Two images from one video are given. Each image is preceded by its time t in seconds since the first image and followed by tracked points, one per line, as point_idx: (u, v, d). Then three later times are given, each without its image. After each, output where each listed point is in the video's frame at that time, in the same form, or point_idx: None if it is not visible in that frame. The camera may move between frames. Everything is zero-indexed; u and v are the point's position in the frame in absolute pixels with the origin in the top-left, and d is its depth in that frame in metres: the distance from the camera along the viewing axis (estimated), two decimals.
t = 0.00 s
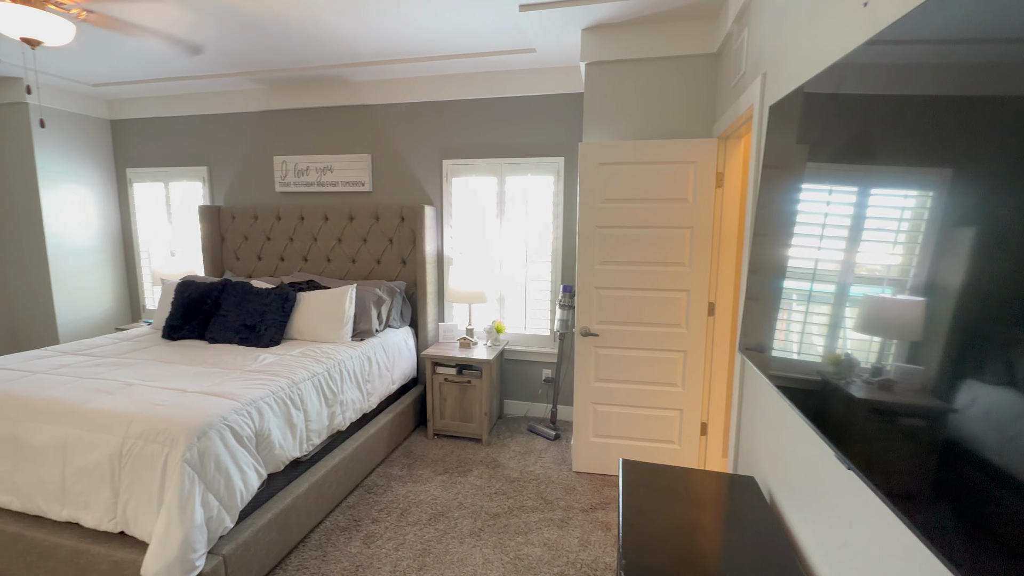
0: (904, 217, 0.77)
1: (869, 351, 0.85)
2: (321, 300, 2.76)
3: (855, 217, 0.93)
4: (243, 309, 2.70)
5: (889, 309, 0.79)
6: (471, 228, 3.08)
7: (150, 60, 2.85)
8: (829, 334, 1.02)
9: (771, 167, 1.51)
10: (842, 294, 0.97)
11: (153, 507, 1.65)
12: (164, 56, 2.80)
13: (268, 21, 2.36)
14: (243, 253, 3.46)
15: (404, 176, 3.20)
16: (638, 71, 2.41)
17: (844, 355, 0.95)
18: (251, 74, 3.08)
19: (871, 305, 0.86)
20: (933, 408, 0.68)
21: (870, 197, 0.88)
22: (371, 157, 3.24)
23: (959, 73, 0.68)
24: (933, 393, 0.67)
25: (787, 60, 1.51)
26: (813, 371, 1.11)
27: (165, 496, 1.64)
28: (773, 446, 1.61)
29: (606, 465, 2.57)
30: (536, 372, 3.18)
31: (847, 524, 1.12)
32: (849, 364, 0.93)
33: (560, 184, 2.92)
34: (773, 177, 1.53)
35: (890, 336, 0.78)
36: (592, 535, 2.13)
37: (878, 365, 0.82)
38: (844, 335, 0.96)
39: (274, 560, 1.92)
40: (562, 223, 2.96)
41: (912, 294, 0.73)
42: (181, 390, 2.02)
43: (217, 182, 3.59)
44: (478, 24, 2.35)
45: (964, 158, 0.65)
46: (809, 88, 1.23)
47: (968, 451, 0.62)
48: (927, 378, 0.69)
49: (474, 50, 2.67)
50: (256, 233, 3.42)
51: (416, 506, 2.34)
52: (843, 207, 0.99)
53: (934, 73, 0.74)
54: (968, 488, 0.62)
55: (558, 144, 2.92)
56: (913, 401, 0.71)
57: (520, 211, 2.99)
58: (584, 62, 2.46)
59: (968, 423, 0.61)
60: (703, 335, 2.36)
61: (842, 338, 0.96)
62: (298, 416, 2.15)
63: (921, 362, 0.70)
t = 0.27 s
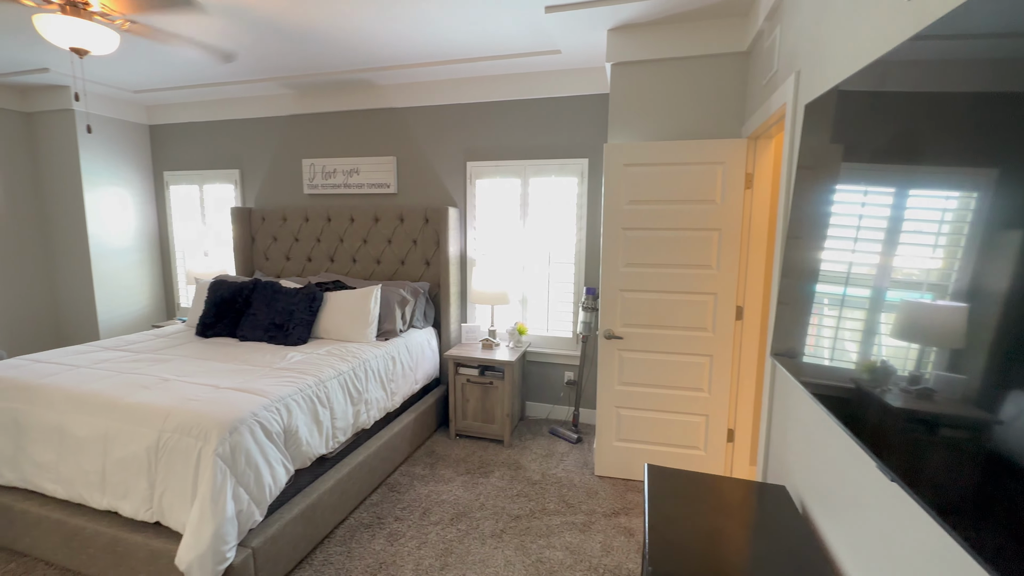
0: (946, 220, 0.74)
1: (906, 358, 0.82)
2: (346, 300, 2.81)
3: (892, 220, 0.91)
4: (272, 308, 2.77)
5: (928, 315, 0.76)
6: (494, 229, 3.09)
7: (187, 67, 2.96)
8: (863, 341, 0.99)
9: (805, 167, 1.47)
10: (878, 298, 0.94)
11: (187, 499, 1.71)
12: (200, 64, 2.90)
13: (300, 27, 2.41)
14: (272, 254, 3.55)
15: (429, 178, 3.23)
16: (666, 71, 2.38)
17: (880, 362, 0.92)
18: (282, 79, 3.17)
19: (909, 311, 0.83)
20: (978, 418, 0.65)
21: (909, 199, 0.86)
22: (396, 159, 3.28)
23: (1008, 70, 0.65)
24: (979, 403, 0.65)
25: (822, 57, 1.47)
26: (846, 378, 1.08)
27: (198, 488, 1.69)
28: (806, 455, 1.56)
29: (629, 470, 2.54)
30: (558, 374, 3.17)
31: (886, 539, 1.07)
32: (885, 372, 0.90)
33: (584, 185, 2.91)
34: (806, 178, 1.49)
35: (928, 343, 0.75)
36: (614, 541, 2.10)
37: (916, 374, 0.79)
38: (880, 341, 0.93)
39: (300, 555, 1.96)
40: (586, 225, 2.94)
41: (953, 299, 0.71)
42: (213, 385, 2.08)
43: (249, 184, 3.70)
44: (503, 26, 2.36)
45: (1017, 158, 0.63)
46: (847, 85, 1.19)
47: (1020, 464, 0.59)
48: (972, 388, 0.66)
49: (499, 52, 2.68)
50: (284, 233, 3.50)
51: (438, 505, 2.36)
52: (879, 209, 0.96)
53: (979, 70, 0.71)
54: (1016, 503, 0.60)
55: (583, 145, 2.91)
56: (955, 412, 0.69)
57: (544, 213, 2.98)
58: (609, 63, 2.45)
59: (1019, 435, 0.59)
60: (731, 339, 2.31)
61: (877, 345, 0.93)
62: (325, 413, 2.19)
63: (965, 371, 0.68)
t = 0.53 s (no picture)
0: (990, 223, 0.72)
1: (947, 366, 0.80)
2: (371, 300, 2.85)
3: (931, 221, 0.88)
4: (300, 307, 2.84)
5: (968, 321, 0.74)
6: (517, 230, 3.10)
7: (221, 73, 3.06)
8: (899, 347, 0.96)
9: (842, 167, 1.43)
10: (916, 303, 0.91)
11: (220, 491, 1.76)
12: (234, 70, 2.99)
13: (330, 32, 2.46)
14: (300, 254, 3.64)
15: (454, 180, 3.26)
16: (694, 70, 2.34)
17: (918, 369, 0.90)
18: (311, 83, 3.24)
19: (949, 316, 0.80)
20: None
21: (950, 201, 0.83)
22: (421, 161, 3.32)
23: None
24: None
25: (860, 54, 1.42)
26: (881, 385, 1.05)
27: (230, 481, 1.74)
28: (841, 464, 1.51)
29: (653, 475, 2.50)
30: (581, 377, 3.15)
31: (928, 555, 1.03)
32: (925, 380, 0.87)
33: (609, 186, 2.88)
34: (841, 178, 1.44)
35: (970, 350, 0.73)
36: (638, 546, 2.07)
37: (957, 383, 0.76)
38: (917, 347, 0.90)
39: (326, 549, 2.00)
40: (610, 227, 2.92)
41: (997, 305, 0.68)
42: (244, 382, 2.14)
43: (278, 186, 3.80)
44: (528, 28, 2.36)
45: None
46: (886, 83, 1.15)
47: None
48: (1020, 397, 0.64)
49: (524, 54, 2.68)
50: (312, 234, 3.58)
51: (460, 505, 2.37)
52: (919, 211, 0.93)
53: None
54: None
55: (607, 146, 2.89)
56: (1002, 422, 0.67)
57: (568, 214, 2.97)
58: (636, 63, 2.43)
59: None
60: (760, 344, 2.25)
61: (914, 351, 0.90)
62: (351, 411, 2.23)
63: (1012, 380, 0.66)
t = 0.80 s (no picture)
0: None
1: (991, 375, 0.77)
2: (396, 300, 2.89)
3: (975, 223, 0.85)
4: (327, 306, 2.89)
5: (1015, 329, 0.71)
6: (541, 231, 3.09)
7: (253, 77, 3.14)
8: (941, 354, 0.93)
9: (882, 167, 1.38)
10: (958, 309, 0.88)
11: (250, 485, 1.80)
12: (265, 74, 3.07)
13: (358, 37, 2.50)
14: (327, 254, 3.71)
15: (478, 181, 3.27)
16: (723, 68, 2.29)
17: (961, 378, 0.87)
18: (338, 87, 3.30)
19: (994, 323, 0.77)
20: None
21: (996, 203, 0.80)
22: (445, 162, 3.35)
23: None
24: None
25: (901, 49, 1.37)
26: (920, 393, 1.01)
27: (260, 476, 1.78)
28: (878, 475, 1.45)
29: (677, 480, 2.46)
30: (604, 379, 3.12)
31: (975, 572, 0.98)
32: (968, 388, 0.84)
33: (634, 187, 2.85)
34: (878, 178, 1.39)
35: (1017, 359, 0.70)
36: (662, 552, 2.04)
37: (1002, 392, 0.74)
38: (960, 355, 0.87)
39: (351, 545, 2.03)
40: (635, 228, 2.88)
41: None
42: (273, 379, 2.19)
43: (306, 188, 3.89)
44: (554, 28, 2.35)
45: None
46: (929, 79, 1.11)
47: None
48: None
49: (549, 54, 2.68)
50: (338, 235, 3.64)
51: (483, 505, 2.37)
52: (962, 212, 0.90)
53: None
54: None
55: (633, 146, 2.86)
56: None
57: (592, 215, 2.95)
58: (663, 62, 2.39)
59: None
60: (791, 348, 2.19)
61: (957, 360, 0.87)
62: (375, 409, 2.25)
63: None
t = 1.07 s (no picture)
0: None
1: None
2: (423, 300, 2.92)
3: None
4: (355, 305, 2.94)
5: None
6: (566, 232, 3.07)
7: (285, 82, 3.22)
8: (989, 361, 0.91)
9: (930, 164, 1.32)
10: (1009, 315, 0.86)
11: (282, 479, 1.85)
12: (296, 79, 3.15)
13: (386, 39, 2.53)
14: (355, 254, 3.77)
15: (503, 181, 3.28)
16: (757, 65, 2.23)
17: (1013, 386, 0.84)
18: (367, 89, 3.35)
19: None
20: None
21: None
22: (471, 163, 3.36)
23: None
24: None
25: (952, 40, 1.30)
26: (966, 401, 0.99)
27: (291, 470, 1.82)
28: (924, 487, 1.38)
29: (706, 486, 2.41)
30: (630, 382, 3.08)
31: None
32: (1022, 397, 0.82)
33: (662, 187, 2.81)
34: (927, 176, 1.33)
35: None
36: (691, 560, 1.99)
37: None
38: (1012, 363, 0.85)
39: (378, 541, 2.05)
40: (663, 228, 2.83)
41: None
42: (304, 375, 2.24)
43: (335, 189, 3.97)
44: (582, 27, 2.33)
45: None
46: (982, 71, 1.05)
47: None
48: None
49: (577, 53, 2.66)
50: (366, 235, 3.71)
51: (507, 506, 2.37)
52: (1014, 214, 0.87)
53: None
54: None
55: (662, 145, 2.81)
56: None
57: (619, 216, 2.91)
58: (694, 59, 2.34)
59: None
60: (827, 353, 2.12)
61: (1009, 368, 0.85)
62: (402, 407, 2.28)
63: None
